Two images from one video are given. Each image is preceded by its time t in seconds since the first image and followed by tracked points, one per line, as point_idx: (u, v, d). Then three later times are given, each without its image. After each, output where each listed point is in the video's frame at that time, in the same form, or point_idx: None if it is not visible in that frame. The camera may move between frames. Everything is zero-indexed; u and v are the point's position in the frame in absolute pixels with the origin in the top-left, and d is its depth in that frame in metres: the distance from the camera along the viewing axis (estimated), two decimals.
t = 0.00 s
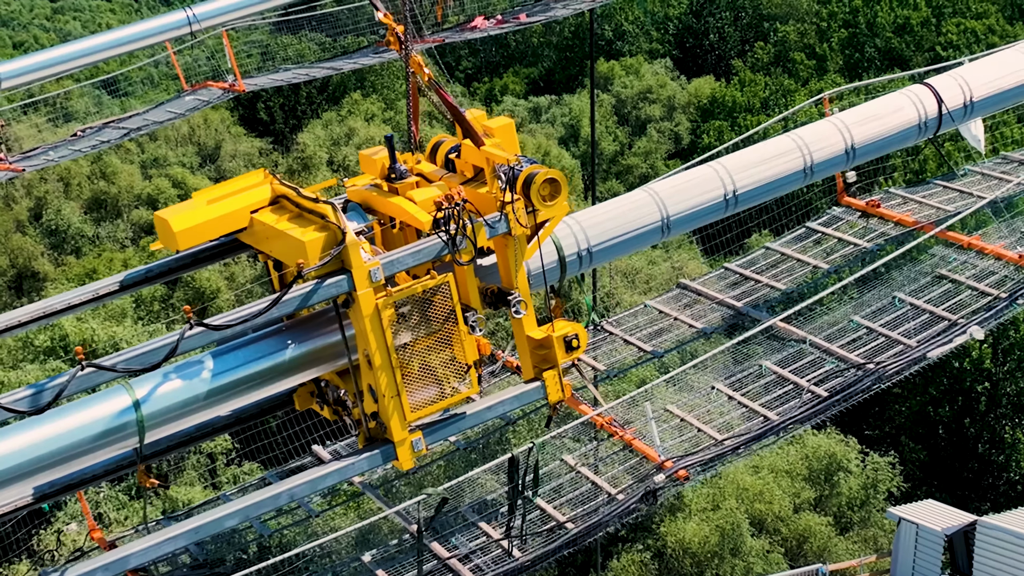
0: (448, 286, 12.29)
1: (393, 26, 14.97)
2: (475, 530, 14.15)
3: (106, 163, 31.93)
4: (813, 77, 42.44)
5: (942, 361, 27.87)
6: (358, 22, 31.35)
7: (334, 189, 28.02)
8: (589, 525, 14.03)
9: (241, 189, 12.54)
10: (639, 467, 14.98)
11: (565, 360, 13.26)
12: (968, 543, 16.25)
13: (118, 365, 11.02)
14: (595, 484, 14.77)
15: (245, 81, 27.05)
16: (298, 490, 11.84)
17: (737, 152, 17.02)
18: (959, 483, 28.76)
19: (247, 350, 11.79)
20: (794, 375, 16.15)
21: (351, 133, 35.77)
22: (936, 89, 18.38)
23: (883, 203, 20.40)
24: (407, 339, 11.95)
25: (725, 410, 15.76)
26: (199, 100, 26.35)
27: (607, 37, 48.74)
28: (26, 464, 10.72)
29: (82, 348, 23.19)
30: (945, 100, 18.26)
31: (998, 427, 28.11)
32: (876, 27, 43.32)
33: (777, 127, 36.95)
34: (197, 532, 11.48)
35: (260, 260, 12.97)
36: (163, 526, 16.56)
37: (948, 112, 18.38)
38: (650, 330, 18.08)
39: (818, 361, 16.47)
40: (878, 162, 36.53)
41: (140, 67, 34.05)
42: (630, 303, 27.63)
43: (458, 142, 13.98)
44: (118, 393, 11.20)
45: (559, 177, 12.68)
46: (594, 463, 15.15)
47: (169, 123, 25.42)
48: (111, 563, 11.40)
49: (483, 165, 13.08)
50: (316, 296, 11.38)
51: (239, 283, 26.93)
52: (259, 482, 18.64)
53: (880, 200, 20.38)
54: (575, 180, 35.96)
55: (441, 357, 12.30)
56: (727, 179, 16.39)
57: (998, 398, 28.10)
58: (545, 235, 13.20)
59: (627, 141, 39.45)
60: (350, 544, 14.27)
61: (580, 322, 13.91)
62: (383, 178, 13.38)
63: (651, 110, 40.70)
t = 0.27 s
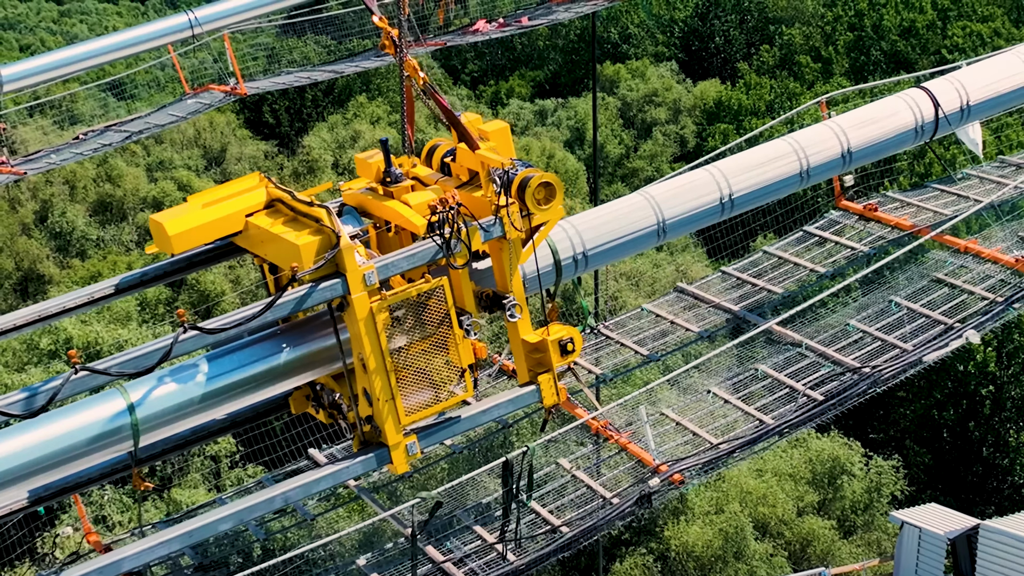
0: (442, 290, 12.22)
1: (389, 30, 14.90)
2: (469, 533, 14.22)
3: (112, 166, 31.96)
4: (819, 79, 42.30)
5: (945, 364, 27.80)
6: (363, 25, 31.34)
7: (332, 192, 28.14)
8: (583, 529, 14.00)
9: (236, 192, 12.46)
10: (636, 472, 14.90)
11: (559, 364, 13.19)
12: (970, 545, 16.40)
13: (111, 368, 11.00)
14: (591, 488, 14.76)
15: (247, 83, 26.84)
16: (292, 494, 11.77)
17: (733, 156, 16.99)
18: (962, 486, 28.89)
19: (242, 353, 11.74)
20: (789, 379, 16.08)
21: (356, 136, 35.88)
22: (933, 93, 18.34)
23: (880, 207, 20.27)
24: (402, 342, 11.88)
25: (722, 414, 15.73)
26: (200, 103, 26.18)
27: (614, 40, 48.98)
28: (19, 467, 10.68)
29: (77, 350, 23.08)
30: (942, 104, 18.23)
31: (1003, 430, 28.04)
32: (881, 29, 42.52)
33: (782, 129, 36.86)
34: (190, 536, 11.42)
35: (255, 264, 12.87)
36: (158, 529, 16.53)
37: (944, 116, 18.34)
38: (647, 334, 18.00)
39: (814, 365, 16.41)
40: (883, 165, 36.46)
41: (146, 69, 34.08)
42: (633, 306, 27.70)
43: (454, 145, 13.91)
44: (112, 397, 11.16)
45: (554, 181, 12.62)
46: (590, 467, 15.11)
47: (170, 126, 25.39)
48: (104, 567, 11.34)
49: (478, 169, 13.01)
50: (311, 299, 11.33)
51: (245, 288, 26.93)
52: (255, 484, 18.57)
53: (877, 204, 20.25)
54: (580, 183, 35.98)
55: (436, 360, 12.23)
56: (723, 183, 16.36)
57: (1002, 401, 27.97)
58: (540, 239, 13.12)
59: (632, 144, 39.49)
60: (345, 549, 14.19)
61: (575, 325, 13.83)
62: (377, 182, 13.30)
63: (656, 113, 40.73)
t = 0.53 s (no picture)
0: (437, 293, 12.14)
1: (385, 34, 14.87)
2: (465, 536, 14.04)
3: (117, 169, 31.98)
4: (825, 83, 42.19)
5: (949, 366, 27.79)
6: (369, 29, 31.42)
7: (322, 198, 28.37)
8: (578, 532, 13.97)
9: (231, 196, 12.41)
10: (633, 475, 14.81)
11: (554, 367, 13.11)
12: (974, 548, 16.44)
13: (105, 371, 10.93)
14: (586, 491, 14.68)
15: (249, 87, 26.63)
16: (287, 497, 11.69)
17: (729, 159, 16.94)
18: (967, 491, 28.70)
19: (237, 357, 11.66)
20: (784, 381, 16.00)
21: (361, 139, 36.01)
22: (929, 96, 18.29)
23: (877, 210, 20.12)
24: (397, 346, 11.81)
25: (718, 417, 15.61)
26: (201, 106, 26.02)
27: (619, 43, 48.69)
28: (12, 471, 10.58)
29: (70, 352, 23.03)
30: (938, 108, 18.18)
31: (1007, 434, 27.91)
32: (887, 33, 42.63)
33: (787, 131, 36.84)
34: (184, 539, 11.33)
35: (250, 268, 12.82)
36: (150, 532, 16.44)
37: (941, 120, 18.27)
38: (641, 337, 17.92)
39: (810, 368, 16.32)
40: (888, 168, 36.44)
41: (152, 72, 34.12)
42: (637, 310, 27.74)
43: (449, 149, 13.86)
44: (106, 400, 11.08)
45: (549, 184, 12.56)
46: (584, 471, 15.05)
47: (172, 129, 25.24)
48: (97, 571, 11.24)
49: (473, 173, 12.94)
50: (305, 303, 11.27)
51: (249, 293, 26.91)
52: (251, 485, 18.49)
53: (874, 207, 20.10)
54: (585, 186, 36.02)
55: (431, 364, 12.15)
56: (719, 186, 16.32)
57: (1007, 404, 27.88)
58: (535, 242, 13.05)
59: (637, 147, 39.56)
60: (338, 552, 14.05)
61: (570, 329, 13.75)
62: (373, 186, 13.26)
63: (661, 116, 40.80)
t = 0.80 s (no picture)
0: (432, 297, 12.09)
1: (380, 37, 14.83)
2: (459, 540, 13.96)
3: (122, 172, 32.02)
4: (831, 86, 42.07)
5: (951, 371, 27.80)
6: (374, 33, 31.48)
7: (322, 200, 28.37)
8: (573, 536, 13.87)
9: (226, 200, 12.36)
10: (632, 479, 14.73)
11: (549, 371, 13.05)
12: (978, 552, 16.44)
13: (99, 375, 10.90)
14: (581, 495, 14.59)
15: (251, 90, 26.53)
16: (281, 501, 11.64)
17: (725, 163, 16.90)
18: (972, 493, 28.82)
19: (231, 361, 11.62)
20: (780, 386, 15.93)
21: (366, 142, 36.06)
22: (925, 100, 18.26)
23: (875, 214, 20.11)
24: (392, 350, 11.77)
25: (715, 421, 15.52)
26: (204, 110, 26.12)
27: (625, 46, 49.27)
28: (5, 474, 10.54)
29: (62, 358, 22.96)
30: (934, 111, 18.15)
31: (1012, 437, 27.88)
32: (893, 36, 42.31)
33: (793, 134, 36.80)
34: (178, 543, 11.27)
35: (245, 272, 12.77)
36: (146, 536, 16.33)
37: (937, 124, 18.25)
38: (639, 340, 17.82)
39: (806, 373, 16.26)
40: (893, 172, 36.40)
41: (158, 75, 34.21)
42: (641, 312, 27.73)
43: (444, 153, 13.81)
44: (100, 404, 11.04)
45: (543, 188, 12.51)
46: (580, 474, 14.95)
47: (174, 133, 25.26)
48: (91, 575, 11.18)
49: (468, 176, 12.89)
50: (299, 307, 11.23)
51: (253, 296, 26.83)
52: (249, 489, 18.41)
53: (871, 212, 20.09)
54: (589, 189, 36.05)
55: (426, 367, 12.10)
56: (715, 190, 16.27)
57: (1012, 407, 27.83)
58: (530, 246, 13.00)
59: (642, 151, 39.59)
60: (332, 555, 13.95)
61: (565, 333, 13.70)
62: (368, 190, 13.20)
63: (667, 120, 40.81)
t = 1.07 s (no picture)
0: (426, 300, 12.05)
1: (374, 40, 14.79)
2: (453, 544, 13.92)
3: (126, 176, 32.06)
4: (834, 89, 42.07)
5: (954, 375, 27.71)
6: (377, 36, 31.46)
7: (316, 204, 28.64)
8: (567, 540, 13.81)
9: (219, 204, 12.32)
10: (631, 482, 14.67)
11: (542, 375, 13.00)
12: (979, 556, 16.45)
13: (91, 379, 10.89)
14: (575, 499, 14.53)
15: (251, 93, 26.41)
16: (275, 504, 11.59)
17: (720, 166, 16.88)
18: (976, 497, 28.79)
19: (224, 364, 11.57)
20: (775, 389, 15.89)
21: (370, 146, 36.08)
22: (921, 104, 18.25)
23: (871, 218, 20.11)
24: (386, 353, 11.73)
25: (712, 424, 15.48)
26: (204, 113, 25.93)
27: (630, 49, 49.65)
28: None
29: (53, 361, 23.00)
30: (930, 115, 18.14)
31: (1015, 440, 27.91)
32: (897, 40, 42.55)
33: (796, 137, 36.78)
34: (172, 547, 11.23)
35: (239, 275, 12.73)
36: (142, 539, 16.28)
37: (932, 128, 18.23)
38: (636, 343, 17.76)
39: (801, 376, 16.22)
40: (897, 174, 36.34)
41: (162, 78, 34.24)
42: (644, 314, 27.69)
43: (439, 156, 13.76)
44: (94, 407, 11.02)
45: (537, 192, 12.47)
46: (574, 477, 14.89)
47: (174, 136, 25.05)
48: None
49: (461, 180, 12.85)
50: (292, 310, 11.20)
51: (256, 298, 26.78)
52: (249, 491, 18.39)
53: (868, 215, 20.09)
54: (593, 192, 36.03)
55: (420, 371, 12.05)
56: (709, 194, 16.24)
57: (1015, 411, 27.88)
58: (524, 249, 12.96)
59: (646, 154, 39.60)
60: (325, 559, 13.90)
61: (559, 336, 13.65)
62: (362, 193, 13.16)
63: (671, 123, 40.79)
